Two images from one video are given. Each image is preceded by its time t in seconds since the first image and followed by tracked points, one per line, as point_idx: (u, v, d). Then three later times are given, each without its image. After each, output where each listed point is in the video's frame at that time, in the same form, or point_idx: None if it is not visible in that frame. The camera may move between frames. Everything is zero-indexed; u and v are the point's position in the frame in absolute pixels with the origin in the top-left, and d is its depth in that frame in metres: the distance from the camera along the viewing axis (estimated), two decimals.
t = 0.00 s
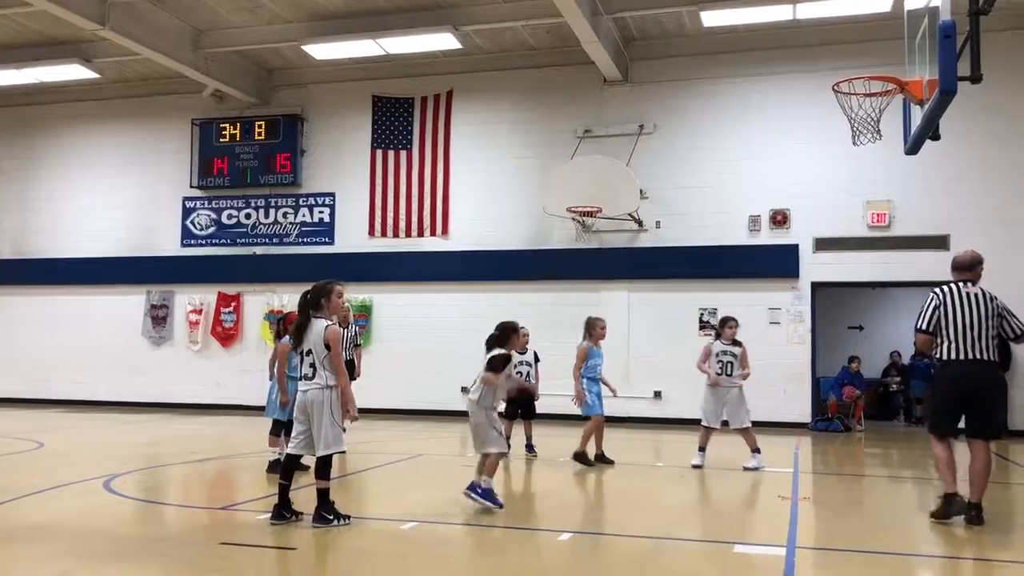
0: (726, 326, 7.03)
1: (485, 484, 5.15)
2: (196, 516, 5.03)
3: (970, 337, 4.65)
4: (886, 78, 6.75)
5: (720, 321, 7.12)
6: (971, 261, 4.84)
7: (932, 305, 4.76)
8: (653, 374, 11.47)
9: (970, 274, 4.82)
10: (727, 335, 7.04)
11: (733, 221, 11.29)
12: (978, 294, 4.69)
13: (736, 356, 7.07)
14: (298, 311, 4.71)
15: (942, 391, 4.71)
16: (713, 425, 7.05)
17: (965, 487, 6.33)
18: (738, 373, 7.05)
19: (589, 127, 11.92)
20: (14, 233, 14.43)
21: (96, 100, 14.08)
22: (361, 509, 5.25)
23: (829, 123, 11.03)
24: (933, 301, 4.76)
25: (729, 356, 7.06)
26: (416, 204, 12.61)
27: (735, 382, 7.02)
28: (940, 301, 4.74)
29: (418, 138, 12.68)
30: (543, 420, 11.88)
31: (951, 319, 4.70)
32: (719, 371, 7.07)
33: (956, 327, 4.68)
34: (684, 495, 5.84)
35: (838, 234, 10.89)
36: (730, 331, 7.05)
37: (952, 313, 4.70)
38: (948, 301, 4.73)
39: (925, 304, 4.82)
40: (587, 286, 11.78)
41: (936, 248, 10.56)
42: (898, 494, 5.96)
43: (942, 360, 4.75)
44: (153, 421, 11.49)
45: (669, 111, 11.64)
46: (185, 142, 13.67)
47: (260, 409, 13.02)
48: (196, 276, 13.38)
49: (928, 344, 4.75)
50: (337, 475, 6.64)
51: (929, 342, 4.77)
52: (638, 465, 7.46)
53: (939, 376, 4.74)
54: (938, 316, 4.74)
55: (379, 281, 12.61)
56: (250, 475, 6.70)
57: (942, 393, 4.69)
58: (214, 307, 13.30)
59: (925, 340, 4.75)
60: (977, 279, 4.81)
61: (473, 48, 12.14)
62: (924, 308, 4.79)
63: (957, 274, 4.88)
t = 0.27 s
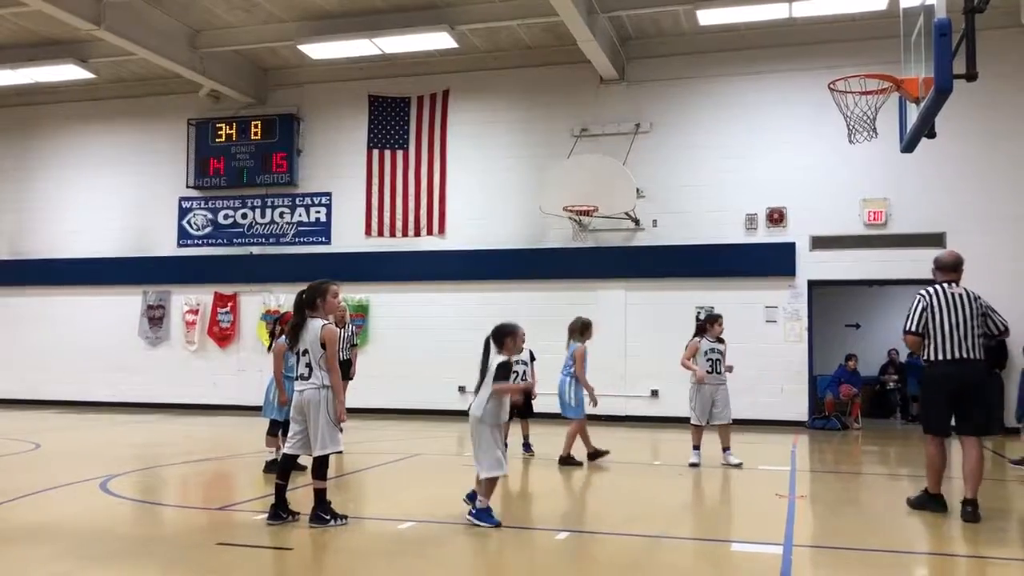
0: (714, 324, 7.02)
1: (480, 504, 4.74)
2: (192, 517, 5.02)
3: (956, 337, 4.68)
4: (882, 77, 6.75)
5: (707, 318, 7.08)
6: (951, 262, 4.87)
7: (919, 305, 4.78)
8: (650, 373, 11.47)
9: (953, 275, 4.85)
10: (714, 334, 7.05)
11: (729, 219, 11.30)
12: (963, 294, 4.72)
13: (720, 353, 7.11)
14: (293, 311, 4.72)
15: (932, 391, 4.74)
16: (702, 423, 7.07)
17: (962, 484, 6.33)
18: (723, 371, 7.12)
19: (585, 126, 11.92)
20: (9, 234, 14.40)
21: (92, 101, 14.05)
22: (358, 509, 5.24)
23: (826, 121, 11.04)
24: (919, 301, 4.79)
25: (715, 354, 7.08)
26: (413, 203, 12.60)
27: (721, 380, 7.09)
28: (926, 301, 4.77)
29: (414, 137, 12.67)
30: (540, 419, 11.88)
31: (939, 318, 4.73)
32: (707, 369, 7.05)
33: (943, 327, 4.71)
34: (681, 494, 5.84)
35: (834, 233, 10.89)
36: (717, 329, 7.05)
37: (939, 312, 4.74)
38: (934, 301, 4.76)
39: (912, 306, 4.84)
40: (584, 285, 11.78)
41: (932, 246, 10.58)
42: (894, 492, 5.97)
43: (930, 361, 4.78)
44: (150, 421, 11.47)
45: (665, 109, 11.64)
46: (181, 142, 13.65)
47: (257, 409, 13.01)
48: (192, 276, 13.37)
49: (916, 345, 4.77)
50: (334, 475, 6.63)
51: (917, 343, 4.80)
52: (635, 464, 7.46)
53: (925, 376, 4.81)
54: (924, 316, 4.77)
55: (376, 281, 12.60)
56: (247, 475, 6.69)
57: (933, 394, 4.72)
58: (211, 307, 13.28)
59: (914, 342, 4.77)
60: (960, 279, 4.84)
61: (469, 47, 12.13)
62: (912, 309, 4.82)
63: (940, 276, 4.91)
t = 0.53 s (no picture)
0: (709, 324, 7.08)
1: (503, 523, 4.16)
2: (191, 518, 5.01)
3: (942, 338, 4.81)
4: (881, 77, 6.75)
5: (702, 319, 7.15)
6: (926, 264, 5.00)
7: (904, 310, 4.88)
8: (649, 374, 11.47)
9: (931, 275, 5.00)
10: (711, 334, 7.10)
11: (728, 219, 11.30)
12: (944, 295, 4.86)
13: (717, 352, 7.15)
14: (292, 312, 4.72)
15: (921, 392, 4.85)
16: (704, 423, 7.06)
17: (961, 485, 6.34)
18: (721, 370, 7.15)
19: (584, 126, 11.92)
20: (8, 235, 14.39)
21: (91, 102, 14.04)
22: (356, 510, 5.24)
23: (824, 122, 11.04)
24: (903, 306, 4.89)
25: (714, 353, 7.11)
26: (411, 204, 12.60)
27: (722, 379, 7.09)
28: (910, 306, 4.88)
29: (413, 138, 12.66)
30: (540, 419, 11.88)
31: (924, 321, 4.85)
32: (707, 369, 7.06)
33: (928, 329, 4.84)
34: (681, 494, 5.83)
35: (833, 233, 10.90)
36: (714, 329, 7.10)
37: (924, 315, 4.86)
38: (917, 304, 4.88)
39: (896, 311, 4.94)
40: (582, 286, 11.78)
41: (931, 247, 10.59)
42: (894, 492, 5.97)
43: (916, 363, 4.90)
44: (149, 422, 11.46)
45: (664, 110, 11.65)
46: (180, 143, 13.65)
47: (256, 410, 13.00)
48: (191, 277, 13.36)
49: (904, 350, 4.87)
50: (333, 476, 6.63)
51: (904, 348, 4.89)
52: (634, 464, 7.46)
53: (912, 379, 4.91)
54: (910, 320, 4.86)
55: (375, 281, 12.59)
56: (246, 476, 6.68)
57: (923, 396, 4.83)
58: (210, 308, 13.27)
59: (902, 347, 4.87)
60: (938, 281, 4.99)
61: (468, 48, 12.13)
62: (897, 314, 4.91)
63: (918, 277, 5.04)
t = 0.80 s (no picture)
0: (710, 326, 7.04)
1: (506, 526, 4.12)
2: (191, 521, 5.01)
3: (936, 343, 4.98)
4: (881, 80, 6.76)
5: (701, 321, 7.10)
6: (920, 268, 5.18)
7: (905, 314, 4.96)
8: (649, 376, 11.47)
9: (921, 281, 5.19)
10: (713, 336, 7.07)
11: (728, 222, 11.31)
12: (938, 299, 5.03)
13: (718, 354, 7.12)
14: (291, 315, 4.73)
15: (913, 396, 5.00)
16: (705, 426, 7.04)
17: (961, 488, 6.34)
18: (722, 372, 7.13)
19: (585, 129, 11.93)
20: (9, 238, 14.40)
21: (91, 104, 14.06)
22: (357, 512, 5.25)
23: (825, 124, 11.05)
24: (904, 309, 4.96)
25: (715, 356, 7.10)
26: (412, 207, 12.60)
27: (722, 380, 7.10)
28: (909, 310, 4.97)
29: (413, 141, 12.67)
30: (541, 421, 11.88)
31: (921, 325, 4.98)
32: (708, 371, 7.06)
33: (924, 333, 4.98)
34: (681, 497, 5.84)
35: (833, 236, 10.91)
36: (716, 331, 7.07)
37: (921, 319, 4.98)
38: (915, 308, 4.98)
39: (896, 313, 4.99)
40: (583, 288, 11.79)
41: (930, 249, 10.60)
42: (894, 495, 5.97)
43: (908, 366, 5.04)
44: (149, 425, 11.46)
45: (665, 112, 11.66)
46: (181, 146, 13.66)
47: (257, 412, 13.00)
48: (192, 279, 13.36)
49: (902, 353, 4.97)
50: (333, 478, 6.63)
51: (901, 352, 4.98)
52: (635, 467, 7.46)
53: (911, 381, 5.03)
54: (911, 325, 4.95)
55: (375, 284, 12.60)
56: (246, 479, 6.68)
57: (919, 399, 4.96)
58: (210, 311, 13.27)
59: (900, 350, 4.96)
60: (927, 284, 5.18)
61: (468, 50, 12.14)
62: (897, 318, 4.98)
63: (911, 281, 5.19)
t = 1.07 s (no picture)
0: (711, 328, 7.10)
1: (506, 537, 4.08)
2: (193, 524, 5.02)
3: (935, 348, 5.15)
4: (881, 84, 6.78)
5: (703, 325, 7.17)
6: (921, 274, 5.31)
7: (915, 316, 5.07)
8: (650, 379, 11.48)
9: (917, 285, 5.33)
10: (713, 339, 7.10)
11: (729, 225, 11.32)
12: (934, 304, 5.22)
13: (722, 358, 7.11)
14: (291, 318, 4.74)
15: (910, 397, 5.15)
16: (706, 429, 7.05)
17: (962, 490, 6.34)
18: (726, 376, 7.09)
19: (585, 132, 11.95)
20: (11, 241, 14.42)
21: (94, 108, 14.09)
22: (358, 515, 5.26)
23: (825, 128, 11.07)
24: (914, 311, 5.07)
25: (717, 359, 7.10)
26: (413, 210, 12.63)
27: (724, 384, 7.09)
28: (919, 313, 5.09)
29: (415, 144, 12.70)
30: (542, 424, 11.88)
31: (926, 329, 5.13)
32: (709, 374, 7.06)
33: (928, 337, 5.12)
34: (682, 500, 5.85)
35: (834, 239, 10.92)
36: (718, 334, 7.09)
37: (927, 323, 5.12)
38: (922, 311, 5.12)
39: (906, 314, 5.07)
40: (584, 291, 11.80)
41: (931, 252, 10.60)
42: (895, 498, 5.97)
43: (908, 367, 5.18)
44: (151, 428, 11.47)
45: (666, 115, 11.67)
46: (183, 149, 13.69)
47: (258, 415, 13.02)
48: (194, 282, 13.38)
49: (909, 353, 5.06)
50: (334, 481, 6.64)
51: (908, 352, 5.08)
52: (637, 470, 7.47)
53: (912, 382, 5.17)
54: (921, 328, 5.08)
55: (376, 287, 12.62)
56: (248, 482, 6.70)
57: (920, 400, 5.11)
58: (212, 314, 13.29)
59: (908, 350, 5.06)
60: (922, 288, 5.34)
61: (469, 54, 12.17)
62: (906, 318, 5.07)
63: (912, 284, 5.30)
